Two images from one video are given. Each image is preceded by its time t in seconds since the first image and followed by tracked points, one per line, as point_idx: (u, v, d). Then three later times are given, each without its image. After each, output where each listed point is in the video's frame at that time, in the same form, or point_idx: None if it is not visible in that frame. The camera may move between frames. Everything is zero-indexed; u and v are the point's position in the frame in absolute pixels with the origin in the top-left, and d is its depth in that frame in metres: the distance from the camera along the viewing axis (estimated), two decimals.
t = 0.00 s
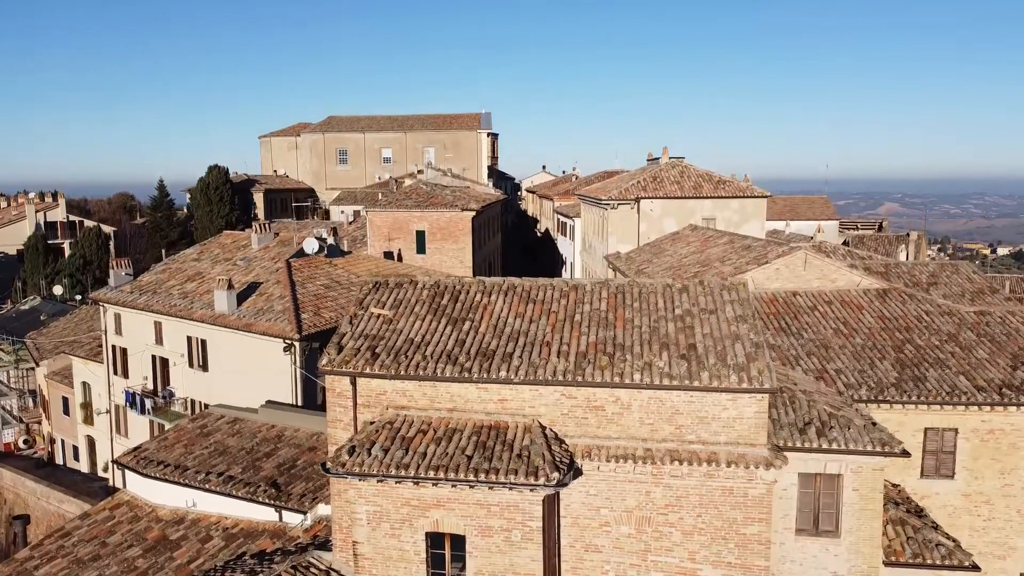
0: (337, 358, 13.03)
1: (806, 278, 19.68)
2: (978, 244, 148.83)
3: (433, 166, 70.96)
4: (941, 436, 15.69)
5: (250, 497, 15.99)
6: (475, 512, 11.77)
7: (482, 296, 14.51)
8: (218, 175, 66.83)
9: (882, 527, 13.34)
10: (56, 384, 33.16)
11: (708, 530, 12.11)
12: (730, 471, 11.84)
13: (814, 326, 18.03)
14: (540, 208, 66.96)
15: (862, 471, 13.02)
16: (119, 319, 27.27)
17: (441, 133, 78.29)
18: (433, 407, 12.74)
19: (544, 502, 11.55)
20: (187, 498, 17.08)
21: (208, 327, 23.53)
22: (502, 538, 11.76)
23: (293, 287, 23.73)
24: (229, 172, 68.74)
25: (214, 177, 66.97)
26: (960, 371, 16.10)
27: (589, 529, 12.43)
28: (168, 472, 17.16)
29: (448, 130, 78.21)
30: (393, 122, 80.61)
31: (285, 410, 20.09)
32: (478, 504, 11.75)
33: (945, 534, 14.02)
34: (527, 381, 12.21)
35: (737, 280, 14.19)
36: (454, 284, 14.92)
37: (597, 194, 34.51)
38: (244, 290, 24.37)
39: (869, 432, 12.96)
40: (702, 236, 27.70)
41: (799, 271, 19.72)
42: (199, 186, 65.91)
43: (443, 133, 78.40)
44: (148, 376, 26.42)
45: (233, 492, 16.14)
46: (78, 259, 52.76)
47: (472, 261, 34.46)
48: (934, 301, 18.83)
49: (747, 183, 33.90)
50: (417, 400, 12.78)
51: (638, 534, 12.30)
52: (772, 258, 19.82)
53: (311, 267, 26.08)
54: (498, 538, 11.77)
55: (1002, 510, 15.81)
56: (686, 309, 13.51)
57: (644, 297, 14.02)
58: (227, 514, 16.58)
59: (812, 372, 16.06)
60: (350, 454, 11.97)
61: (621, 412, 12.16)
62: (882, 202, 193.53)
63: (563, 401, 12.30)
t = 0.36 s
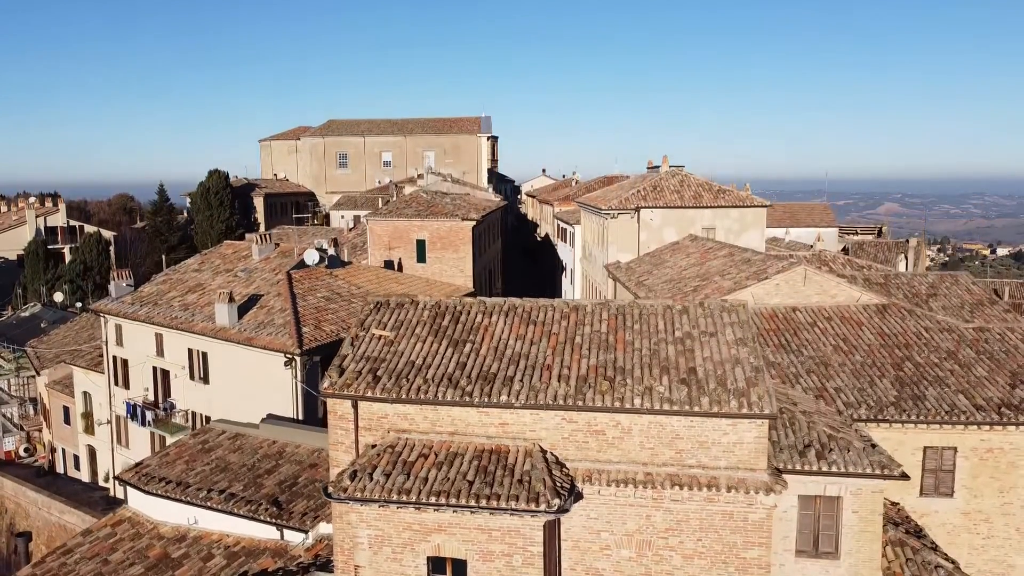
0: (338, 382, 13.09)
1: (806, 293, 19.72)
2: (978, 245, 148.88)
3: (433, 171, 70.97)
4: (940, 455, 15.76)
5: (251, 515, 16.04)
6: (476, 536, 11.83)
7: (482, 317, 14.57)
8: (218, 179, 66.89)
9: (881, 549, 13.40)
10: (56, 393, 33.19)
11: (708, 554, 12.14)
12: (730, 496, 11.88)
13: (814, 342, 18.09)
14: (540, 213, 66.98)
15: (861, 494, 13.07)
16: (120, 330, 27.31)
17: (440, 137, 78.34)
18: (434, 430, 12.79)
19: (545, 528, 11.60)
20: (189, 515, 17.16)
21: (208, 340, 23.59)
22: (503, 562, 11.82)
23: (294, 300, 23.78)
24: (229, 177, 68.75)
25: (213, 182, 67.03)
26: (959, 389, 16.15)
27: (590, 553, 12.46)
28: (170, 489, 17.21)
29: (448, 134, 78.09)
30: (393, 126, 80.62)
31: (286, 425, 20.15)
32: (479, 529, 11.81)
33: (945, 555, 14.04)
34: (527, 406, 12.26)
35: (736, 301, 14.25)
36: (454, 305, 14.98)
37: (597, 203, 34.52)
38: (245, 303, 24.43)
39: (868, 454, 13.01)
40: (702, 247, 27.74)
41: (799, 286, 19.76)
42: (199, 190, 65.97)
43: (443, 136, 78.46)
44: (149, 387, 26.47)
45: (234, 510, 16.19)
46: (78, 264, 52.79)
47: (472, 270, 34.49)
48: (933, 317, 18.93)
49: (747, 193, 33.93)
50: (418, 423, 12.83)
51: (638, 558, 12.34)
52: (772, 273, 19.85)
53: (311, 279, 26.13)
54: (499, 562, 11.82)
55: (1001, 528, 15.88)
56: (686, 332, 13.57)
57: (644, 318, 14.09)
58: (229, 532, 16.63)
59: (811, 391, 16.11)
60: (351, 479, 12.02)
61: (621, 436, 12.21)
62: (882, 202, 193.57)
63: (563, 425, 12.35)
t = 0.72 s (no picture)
0: (339, 404, 13.14)
1: (806, 309, 19.75)
2: (978, 246, 148.93)
3: (433, 175, 71.05)
4: (939, 473, 15.82)
5: (252, 533, 16.10)
6: (477, 561, 11.88)
7: (482, 338, 14.63)
8: (218, 184, 66.77)
9: (879, 570, 13.44)
10: (57, 402, 33.28)
11: None
12: (730, 520, 11.94)
13: (813, 359, 18.13)
14: (539, 217, 67.01)
15: (860, 515, 13.12)
16: (120, 341, 27.37)
17: (440, 141, 78.41)
18: (435, 453, 12.84)
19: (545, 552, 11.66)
20: (190, 532, 17.22)
21: (209, 353, 23.64)
22: None
23: (294, 313, 23.84)
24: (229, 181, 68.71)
25: (213, 186, 66.89)
26: (957, 407, 16.20)
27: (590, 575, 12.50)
28: (171, 506, 17.27)
29: (448, 138, 78.40)
30: (393, 130, 80.70)
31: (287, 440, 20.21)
32: (479, 553, 11.87)
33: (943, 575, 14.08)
34: (527, 430, 12.32)
35: (735, 322, 14.33)
36: (454, 325, 15.05)
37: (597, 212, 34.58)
38: (246, 315, 24.51)
39: (867, 476, 13.07)
40: (701, 258, 27.79)
41: (798, 301, 19.80)
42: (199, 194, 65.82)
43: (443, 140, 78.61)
44: (150, 399, 26.53)
45: (235, 528, 16.24)
46: (79, 270, 52.86)
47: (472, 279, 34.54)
48: (932, 332, 19.00)
49: (746, 202, 33.98)
50: (419, 446, 12.88)
51: None
52: (771, 288, 19.87)
53: (311, 290, 26.20)
54: None
55: (1000, 545, 15.97)
56: (686, 354, 13.63)
57: (644, 339, 14.16)
58: (229, 549, 16.69)
59: (810, 409, 16.15)
60: (352, 503, 12.07)
61: (621, 460, 12.27)
62: (883, 202, 193.61)
63: (563, 448, 12.41)
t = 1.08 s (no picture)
0: (339, 427, 13.21)
1: (804, 324, 19.82)
2: (977, 246, 149.00)
3: (432, 180, 71.03)
4: (936, 491, 15.88)
5: (252, 551, 16.15)
6: None
7: (482, 358, 14.69)
8: (218, 189, 66.72)
9: None
10: (58, 412, 33.34)
11: None
12: (728, 544, 11.99)
13: (811, 375, 18.19)
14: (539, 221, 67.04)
15: (858, 537, 13.19)
16: (120, 352, 27.43)
17: (440, 144, 78.45)
18: (435, 476, 12.90)
19: None
20: (190, 549, 17.29)
21: (209, 365, 23.70)
22: None
23: (294, 325, 23.90)
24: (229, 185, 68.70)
25: (213, 191, 66.83)
26: (955, 425, 16.25)
27: None
28: (172, 523, 17.34)
29: (448, 142, 78.30)
30: (393, 134, 80.68)
31: (287, 455, 20.27)
32: None
33: None
34: (526, 454, 12.37)
35: (734, 342, 14.39)
36: (454, 346, 15.11)
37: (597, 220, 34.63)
38: (246, 328, 24.58)
39: (864, 498, 13.12)
40: (700, 269, 27.84)
41: (796, 316, 19.86)
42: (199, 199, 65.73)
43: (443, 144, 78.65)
44: (150, 410, 26.59)
45: (235, 546, 16.30)
46: (80, 276, 52.89)
47: (473, 287, 34.59)
48: (929, 348, 19.05)
49: (745, 211, 34.01)
50: (419, 469, 12.94)
51: None
52: (769, 303, 19.92)
53: (311, 301, 26.27)
54: None
55: (997, 563, 16.07)
56: (685, 375, 13.69)
57: (643, 360, 14.22)
58: (230, 566, 16.74)
59: (808, 427, 16.20)
60: (352, 527, 12.14)
61: (620, 483, 12.31)
62: (882, 203, 193.67)
63: (562, 472, 12.46)
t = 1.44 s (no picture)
0: (338, 449, 13.27)
1: (802, 339, 19.90)
2: (977, 246, 149.11)
3: (432, 184, 71.10)
4: (933, 509, 15.93)
5: (251, 568, 16.19)
6: None
7: (481, 379, 14.75)
8: (218, 194, 66.73)
9: None
10: (58, 421, 33.37)
11: None
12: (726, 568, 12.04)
13: (809, 391, 18.26)
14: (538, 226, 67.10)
15: (854, 558, 13.24)
16: (121, 363, 27.48)
17: (440, 148, 78.51)
18: (433, 498, 12.96)
19: None
20: (190, 565, 17.34)
21: (209, 378, 23.76)
22: None
23: (294, 338, 23.97)
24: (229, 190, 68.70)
25: (213, 196, 66.86)
26: (952, 444, 16.30)
27: None
28: (172, 539, 17.39)
29: (447, 145, 78.33)
30: (393, 137, 80.73)
31: (287, 470, 20.33)
32: None
33: None
34: (524, 478, 12.43)
35: (732, 363, 14.44)
36: (452, 366, 15.17)
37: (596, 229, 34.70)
38: (246, 340, 24.64)
39: (861, 519, 13.18)
40: (699, 279, 27.91)
41: (794, 331, 19.93)
42: (200, 204, 65.78)
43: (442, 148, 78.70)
44: (150, 421, 26.64)
45: (235, 563, 16.35)
46: (80, 282, 52.85)
47: (472, 296, 34.67)
48: (927, 363, 19.11)
49: (744, 220, 34.07)
50: (418, 491, 13.01)
51: None
52: (766, 318, 20.00)
53: (311, 313, 26.35)
54: None
55: None
56: (682, 397, 13.75)
57: (641, 381, 14.29)
58: None
59: (806, 445, 16.27)
60: (351, 551, 12.20)
61: (618, 506, 12.37)
62: (882, 203, 193.78)
63: (560, 495, 12.51)
